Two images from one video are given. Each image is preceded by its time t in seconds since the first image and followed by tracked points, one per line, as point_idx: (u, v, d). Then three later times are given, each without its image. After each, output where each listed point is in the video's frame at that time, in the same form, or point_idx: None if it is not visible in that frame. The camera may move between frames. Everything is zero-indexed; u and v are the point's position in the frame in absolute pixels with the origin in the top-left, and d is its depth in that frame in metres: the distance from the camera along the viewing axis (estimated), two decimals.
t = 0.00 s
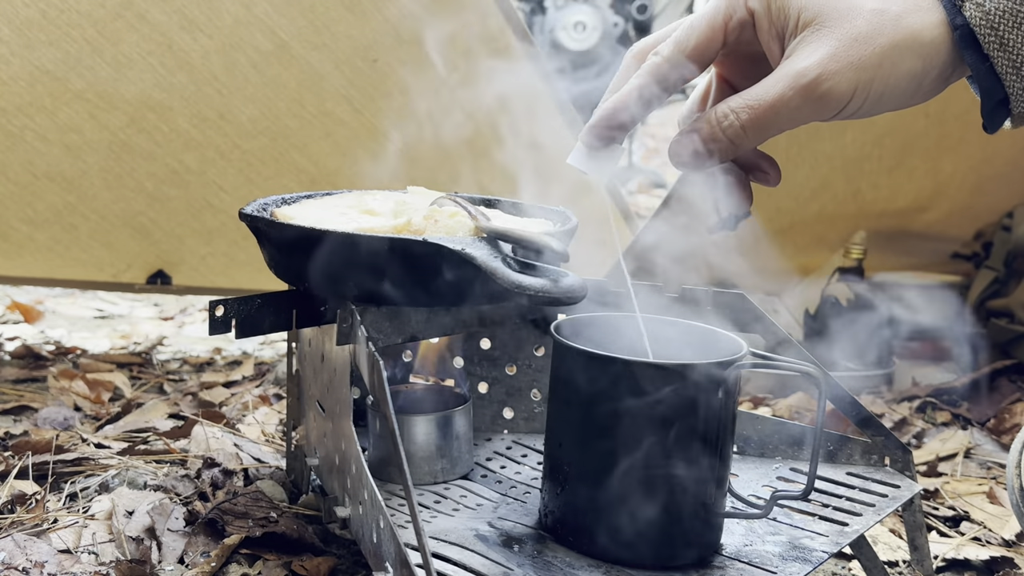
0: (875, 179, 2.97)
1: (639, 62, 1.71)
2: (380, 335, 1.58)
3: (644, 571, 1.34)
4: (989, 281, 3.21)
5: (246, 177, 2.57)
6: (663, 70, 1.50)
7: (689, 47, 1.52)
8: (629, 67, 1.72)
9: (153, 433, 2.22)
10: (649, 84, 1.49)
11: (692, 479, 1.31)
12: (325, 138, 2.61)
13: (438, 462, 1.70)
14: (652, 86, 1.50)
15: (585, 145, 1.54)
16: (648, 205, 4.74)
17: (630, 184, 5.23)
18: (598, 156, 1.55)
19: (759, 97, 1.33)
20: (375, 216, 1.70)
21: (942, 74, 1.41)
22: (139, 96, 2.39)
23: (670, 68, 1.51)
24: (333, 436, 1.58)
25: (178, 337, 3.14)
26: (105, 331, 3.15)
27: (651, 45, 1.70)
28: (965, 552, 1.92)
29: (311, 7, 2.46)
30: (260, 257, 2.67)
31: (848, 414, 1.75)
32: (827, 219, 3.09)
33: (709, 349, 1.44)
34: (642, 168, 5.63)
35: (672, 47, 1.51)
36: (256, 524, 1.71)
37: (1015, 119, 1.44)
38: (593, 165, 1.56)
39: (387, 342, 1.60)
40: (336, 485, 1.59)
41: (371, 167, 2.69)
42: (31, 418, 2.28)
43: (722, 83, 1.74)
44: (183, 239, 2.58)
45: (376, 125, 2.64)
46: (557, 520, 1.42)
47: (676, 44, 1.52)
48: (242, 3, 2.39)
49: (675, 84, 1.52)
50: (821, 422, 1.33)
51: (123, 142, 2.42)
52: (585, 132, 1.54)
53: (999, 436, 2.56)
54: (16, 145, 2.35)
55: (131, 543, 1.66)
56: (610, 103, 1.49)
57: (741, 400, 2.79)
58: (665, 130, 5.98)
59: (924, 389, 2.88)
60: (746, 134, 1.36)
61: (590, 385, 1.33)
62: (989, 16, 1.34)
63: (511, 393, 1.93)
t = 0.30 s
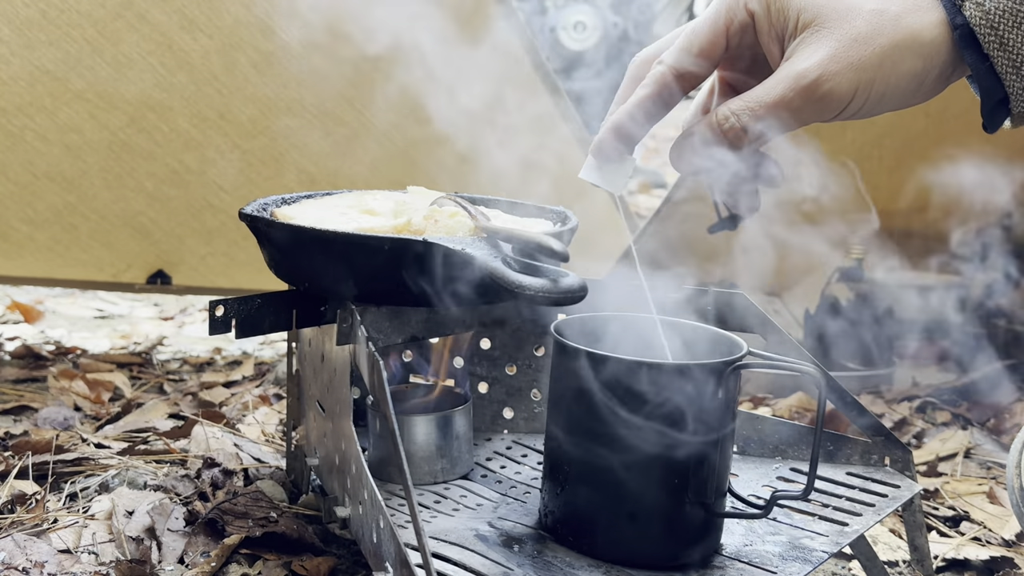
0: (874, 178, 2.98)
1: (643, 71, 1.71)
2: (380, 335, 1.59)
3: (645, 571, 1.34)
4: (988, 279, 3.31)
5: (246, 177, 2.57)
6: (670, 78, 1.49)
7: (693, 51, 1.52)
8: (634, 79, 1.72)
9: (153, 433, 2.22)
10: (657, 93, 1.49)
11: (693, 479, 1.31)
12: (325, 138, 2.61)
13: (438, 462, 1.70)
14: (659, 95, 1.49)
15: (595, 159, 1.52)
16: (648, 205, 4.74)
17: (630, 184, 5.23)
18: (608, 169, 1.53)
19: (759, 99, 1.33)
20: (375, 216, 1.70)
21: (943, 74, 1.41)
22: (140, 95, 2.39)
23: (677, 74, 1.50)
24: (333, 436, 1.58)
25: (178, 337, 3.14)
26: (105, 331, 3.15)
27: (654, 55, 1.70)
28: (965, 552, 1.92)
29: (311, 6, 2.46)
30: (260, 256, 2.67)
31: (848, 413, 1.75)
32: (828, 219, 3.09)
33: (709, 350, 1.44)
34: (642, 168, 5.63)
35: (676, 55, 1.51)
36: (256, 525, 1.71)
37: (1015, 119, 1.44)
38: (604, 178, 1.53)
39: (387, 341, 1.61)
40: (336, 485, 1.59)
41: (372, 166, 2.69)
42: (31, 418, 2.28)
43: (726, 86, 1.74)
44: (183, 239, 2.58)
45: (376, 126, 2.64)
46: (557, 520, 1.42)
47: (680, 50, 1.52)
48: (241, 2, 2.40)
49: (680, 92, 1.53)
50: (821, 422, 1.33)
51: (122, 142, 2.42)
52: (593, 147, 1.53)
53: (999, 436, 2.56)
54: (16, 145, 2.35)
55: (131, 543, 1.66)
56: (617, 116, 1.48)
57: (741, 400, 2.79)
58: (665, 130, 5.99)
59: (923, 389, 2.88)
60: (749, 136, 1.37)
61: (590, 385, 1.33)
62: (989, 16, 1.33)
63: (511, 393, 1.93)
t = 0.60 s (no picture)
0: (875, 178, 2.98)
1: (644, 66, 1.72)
2: (381, 335, 1.56)
3: (645, 571, 1.34)
4: (989, 280, 3.26)
5: (246, 177, 2.57)
6: (671, 75, 1.49)
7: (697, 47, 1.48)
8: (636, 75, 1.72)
9: (153, 433, 2.22)
10: (658, 89, 1.49)
11: (693, 479, 1.31)
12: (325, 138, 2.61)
13: (438, 461, 1.70)
14: (659, 91, 1.49)
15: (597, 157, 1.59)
16: (648, 205, 4.73)
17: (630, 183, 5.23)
18: (610, 166, 1.59)
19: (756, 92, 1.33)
20: (375, 216, 1.70)
21: (942, 69, 1.40)
22: (140, 95, 2.39)
23: (678, 71, 1.49)
24: (333, 436, 1.58)
25: (178, 337, 3.14)
26: (105, 331, 3.15)
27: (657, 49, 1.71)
28: (965, 552, 1.92)
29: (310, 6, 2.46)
30: (260, 256, 2.67)
31: (848, 414, 1.75)
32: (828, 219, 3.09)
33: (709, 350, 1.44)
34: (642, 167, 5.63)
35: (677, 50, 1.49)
36: (256, 524, 1.71)
37: (1015, 116, 1.43)
38: (605, 175, 1.59)
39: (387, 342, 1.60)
40: (336, 485, 1.59)
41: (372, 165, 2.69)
42: (31, 418, 2.28)
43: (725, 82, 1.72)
44: (183, 239, 2.58)
45: (377, 126, 2.65)
46: (557, 520, 1.42)
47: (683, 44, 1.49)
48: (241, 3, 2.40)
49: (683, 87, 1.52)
50: (821, 422, 1.33)
51: (122, 142, 2.42)
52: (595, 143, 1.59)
53: (999, 436, 2.56)
54: (15, 145, 2.35)
55: (131, 543, 1.66)
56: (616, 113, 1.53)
57: (741, 400, 2.79)
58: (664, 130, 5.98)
59: (924, 389, 2.88)
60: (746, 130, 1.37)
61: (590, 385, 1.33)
62: (989, 12, 1.33)
63: (510, 393, 1.94)
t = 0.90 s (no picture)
0: (875, 179, 2.97)
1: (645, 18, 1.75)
2: (380, 335, 1.60)
3: (645, 571, 1.34)
4: (989, 281, 3.21)
5: (246, 177, 2.57)
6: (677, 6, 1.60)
7: None
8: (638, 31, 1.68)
9: (153, 433, 2.22)
10: (663, 18, 1.58)
11: (693, 479, 1.31)
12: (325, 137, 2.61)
13: (438, 462, 1.70)
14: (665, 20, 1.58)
15: (613, 92, 1.53)
16: (648, 205, 4.73)
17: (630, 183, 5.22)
18: (623, 102, 1.52)
19: (750, 27, 1.29)
20: (375, 217, 1.70)
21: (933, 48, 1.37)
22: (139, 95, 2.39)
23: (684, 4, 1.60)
24: (333, 436, 1.58)
25: (178, 337, 3.14)
26: (105, 331, 3.15)
27: None
28: (965, 552, 1.92)
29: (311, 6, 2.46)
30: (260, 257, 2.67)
31: (848, 413, 1.75)
32: (828, 219, 3.09)
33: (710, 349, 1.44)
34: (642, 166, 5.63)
35: None
36: (256, 524, 1.71)
37: (1010, 103, 1.38)
38: (618, 111, 1.52)
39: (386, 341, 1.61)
40: (336, 485, 1.59)
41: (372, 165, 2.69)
42: (31, 418, 2.28)
43: (726, 18, 1.66)
44: (183, 239, 2.58)
45: (376, 126, 2.65)
46: (557, 520, 1.42)
47: None
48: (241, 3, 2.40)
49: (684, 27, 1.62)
50: (821, 421, 1.33)
51: (122, 142, 2.42)
52: (610, 86, 1.55)
53: (999, 436, 2.56)
54: (15, 145, 2.35)
55: (131, 543, 1.66)
56: (631, 40, 1.55)
57: (741, 400, 2.79)
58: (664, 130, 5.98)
59: (924, 389, 2.88)
60: (726, 66, 1.31)
61: (590, 385, 1.33)
62: None
63: (511, 392, 1.93)
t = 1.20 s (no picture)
0: (875, 178, 2.97)
1: None
2: (380, 335, 1.56)
3: (645, 571, 1.34)
4: (989, 281, 3.22)
5: (246, 176, 2.58)
6: None
7: None
8: None
9: (153, 433, 2.22)
10: None
11: (693, 480, 1.31)
12: (325, 137, 2.61)
13: (438, 462, 1.70)
14: None
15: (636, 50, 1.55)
16: (648, 205, 4.73)
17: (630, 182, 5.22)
18: (647, 59, 1.55)
19: None
20: (375, 217, 1.71)
21: (927, 31, 1.54)
22: (139, 95, 2.39)
23: None
24: (333, 436, 1.58)
25: (178, 337, 3.14)
26: (105, 331, 3.15)
27: None
28: (965, 552, 1.92)
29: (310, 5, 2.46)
30: (260, 257, 2.68)
31: (848, 414, 1.75)
32: (828, 219, 3.09)
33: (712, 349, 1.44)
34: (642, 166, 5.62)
35: None
36: (256, 524, 1.71)
37: (1005, 91, 1.45)
38: (639, 67, 1.55)
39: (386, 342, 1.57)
40: (336, 485, 1.59)
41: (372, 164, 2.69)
42: (31, 418, 2.28)
43: None
44: (183, 239, 2.58)
45: (376, 125, 2.65)
46: (557, 520, 1.42)
47: None
48: (241, 2, 2.39)
49: None
50: (821, 421, 1.33)
51: (122, 142, 2.43)
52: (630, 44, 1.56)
53: (999, 436, 2.56)
54: (15, 145, 2.36)
55: (131, 543, 1.66)
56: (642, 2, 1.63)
57: (741, 400, 2.79)
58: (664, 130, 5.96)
59: (924, 389, 2.88)
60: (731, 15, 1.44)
61: (590, 384, 1.33)
62: None
63: (511, 392, 1.94)
